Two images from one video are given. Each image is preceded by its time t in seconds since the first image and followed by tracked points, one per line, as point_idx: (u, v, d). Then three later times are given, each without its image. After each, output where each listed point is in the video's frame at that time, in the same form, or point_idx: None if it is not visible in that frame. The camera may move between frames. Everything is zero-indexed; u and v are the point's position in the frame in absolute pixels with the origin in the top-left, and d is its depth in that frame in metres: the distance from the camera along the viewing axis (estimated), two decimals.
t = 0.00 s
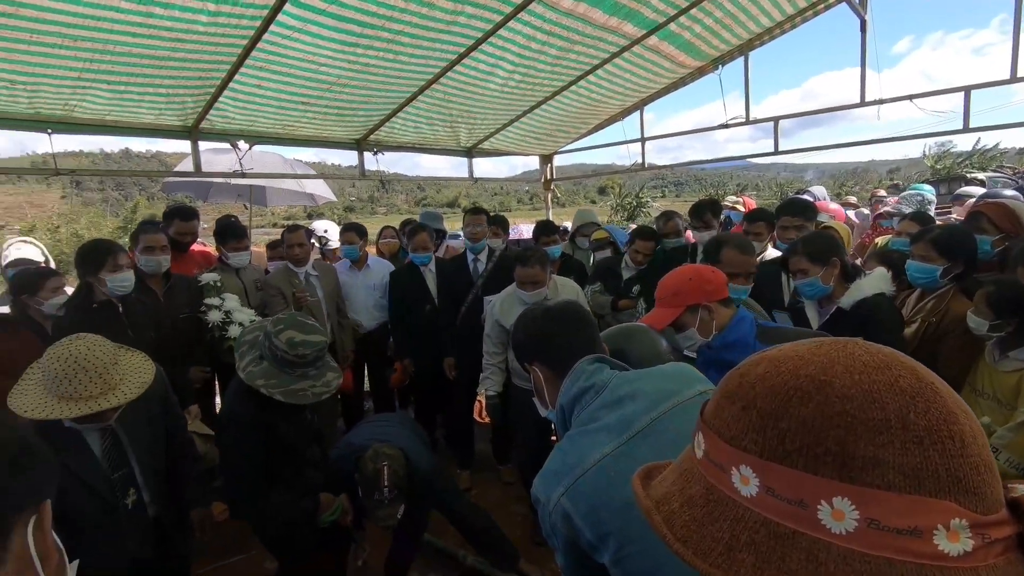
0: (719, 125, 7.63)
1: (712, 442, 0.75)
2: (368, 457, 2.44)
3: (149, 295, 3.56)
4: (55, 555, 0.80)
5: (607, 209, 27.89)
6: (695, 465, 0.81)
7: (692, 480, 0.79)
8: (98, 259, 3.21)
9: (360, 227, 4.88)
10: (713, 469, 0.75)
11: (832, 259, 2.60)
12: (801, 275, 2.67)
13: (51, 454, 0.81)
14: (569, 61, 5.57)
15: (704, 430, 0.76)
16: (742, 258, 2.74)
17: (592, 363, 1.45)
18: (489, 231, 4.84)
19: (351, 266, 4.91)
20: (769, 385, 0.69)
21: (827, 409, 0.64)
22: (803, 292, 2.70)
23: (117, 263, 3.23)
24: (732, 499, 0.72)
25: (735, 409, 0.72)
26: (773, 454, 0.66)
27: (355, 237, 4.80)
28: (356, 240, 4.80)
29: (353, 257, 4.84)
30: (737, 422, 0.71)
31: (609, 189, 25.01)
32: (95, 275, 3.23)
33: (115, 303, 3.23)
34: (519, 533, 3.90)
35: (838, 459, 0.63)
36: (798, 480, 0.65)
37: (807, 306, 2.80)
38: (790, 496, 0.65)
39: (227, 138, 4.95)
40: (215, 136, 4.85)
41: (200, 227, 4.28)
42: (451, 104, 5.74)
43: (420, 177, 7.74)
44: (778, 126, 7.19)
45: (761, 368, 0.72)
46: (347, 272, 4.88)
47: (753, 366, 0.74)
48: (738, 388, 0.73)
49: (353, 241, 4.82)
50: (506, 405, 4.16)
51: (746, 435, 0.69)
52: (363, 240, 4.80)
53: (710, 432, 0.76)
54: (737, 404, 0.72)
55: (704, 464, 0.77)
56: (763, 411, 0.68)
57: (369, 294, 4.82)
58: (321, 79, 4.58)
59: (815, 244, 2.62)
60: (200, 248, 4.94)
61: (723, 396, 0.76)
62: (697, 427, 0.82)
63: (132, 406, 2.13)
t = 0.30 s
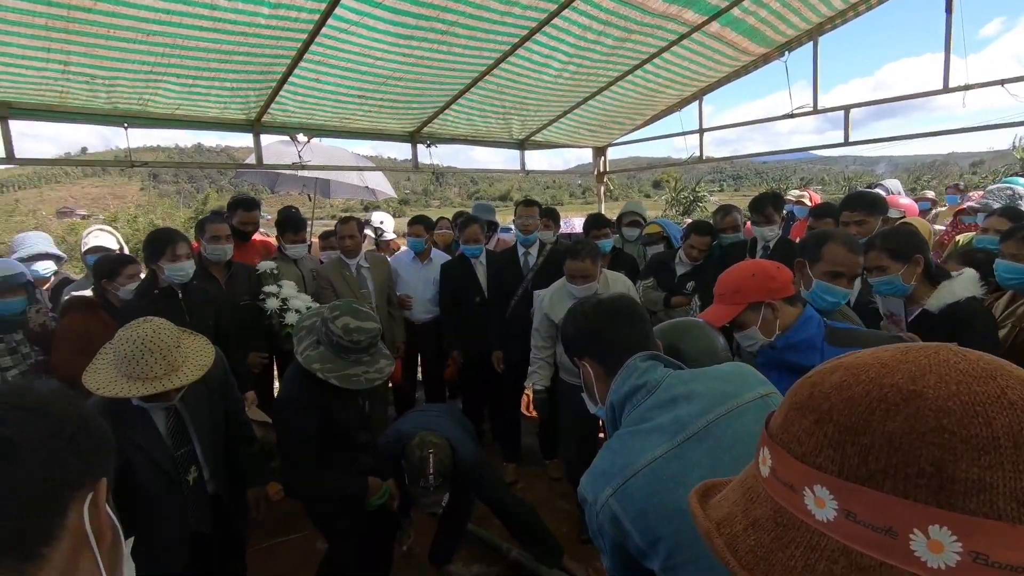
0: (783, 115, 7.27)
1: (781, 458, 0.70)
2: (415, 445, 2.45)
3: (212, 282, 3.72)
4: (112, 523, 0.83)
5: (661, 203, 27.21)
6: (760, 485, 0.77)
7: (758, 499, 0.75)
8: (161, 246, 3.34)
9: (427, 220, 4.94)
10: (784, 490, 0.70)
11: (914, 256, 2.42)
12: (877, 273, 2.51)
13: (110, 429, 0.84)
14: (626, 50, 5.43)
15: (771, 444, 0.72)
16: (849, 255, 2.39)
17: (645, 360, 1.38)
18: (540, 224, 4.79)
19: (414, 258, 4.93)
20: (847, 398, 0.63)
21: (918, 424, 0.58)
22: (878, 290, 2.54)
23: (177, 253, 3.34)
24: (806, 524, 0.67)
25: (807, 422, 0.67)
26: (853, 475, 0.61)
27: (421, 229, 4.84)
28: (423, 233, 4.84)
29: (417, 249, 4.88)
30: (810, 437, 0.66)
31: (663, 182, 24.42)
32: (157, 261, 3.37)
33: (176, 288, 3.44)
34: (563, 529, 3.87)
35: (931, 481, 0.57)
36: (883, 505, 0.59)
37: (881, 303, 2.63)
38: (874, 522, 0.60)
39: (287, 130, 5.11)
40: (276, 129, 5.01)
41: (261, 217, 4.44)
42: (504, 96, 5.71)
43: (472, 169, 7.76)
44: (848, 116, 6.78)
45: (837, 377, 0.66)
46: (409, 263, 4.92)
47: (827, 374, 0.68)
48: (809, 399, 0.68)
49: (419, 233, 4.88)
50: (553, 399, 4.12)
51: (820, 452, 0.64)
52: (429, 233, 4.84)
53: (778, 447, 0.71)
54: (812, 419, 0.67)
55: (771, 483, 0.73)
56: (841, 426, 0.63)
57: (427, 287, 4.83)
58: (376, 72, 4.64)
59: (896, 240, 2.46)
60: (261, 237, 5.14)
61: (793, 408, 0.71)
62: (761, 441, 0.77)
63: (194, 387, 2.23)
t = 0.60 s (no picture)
0: (851, 97, 6.86)
1: (840, 494, 0.64)
2: (462, 427, 2.49)
3: (269, 265, 3.85)
4: (172, 499, 0.86)
5: (715, 191, 26.37)
6: (817, 526, 0.69)
7: (818, 544, 0.68)
8: (204, 234, 3.32)
9: (479, 207, 4.96)
10: (848, 527, 0.63)
11: (1003, 248, 2.27)
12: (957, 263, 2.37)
13: (171, 407, 0.87)
14: (683, 30, 5.22)
15: (826, 476, 0.66)
16: (928, 244, 2.23)
17: (700, 353, 1.33)
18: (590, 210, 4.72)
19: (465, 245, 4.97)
20: (904, 418, 0.59)
21: (991, 438, 0.52)
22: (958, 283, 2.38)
23: (217, 243, 3.32)
24: (881, 567, 0.60)
25: (863, 450, 0.62)
26: (929, 502, 0.55)
27: (473, 217, 4.87)
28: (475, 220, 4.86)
29: (470, 235, 4.91)
30: (870, 466, 0.61)
31: (718, 169, 23.63)
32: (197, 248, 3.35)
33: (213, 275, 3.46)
34: (606, 519, 3.85)
35: (1023, 501, 0.51)
36: (970, 533, 0.53)
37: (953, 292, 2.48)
38: (963, 554, 0.53)
39: (341, 116, 5.20)
40: (330, 115, 5.10)
41: (315, 201, 4.55)
42: (556, 80, 5.62)
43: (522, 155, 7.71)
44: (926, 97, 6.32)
45: (886, 399, 0.62)
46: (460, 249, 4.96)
47: (875, 397, 0.64)
48: (861, 425, 0.63)
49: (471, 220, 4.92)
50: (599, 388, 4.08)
51: (884, 481, 0.59)
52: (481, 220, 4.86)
53: (834, 482, 0.65)
54: (869, 447, 0.61)
55: (833, 525, 0.65)
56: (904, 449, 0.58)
57: (477, 273, 4.85)
58: (428, 56, 4.64)
59: (984, 229, 2.30)
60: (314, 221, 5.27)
61: (843, 437, 0.65)
62: (812, 478, 0.70)
63: (249, 367, 2.31)
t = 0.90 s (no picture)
0: (936, 61, 6.30)
1: (926, 508, 0.57)
2: (513, 401, 2.49)
3: (324, 239, 3.93)
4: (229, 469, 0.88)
5: (777, 165, 25.11)
6: (896, 540, 0.63)
7: (898, 561, 0.61)
8: (230, 213, 3.24)
9: (530, 181, 4.88)
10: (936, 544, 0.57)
11: None
12: None
13: (227, 378, 0.88)
14: None
15: (909, 487, 0.60)
16: None
17: (761, 337, 1.25)
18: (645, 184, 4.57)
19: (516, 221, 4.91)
20: (1005, 425, 0.52)
21: None
22: None
23: (242, 222, 3.24)
24: None
25: (955, 461, 0.55)
26: None
27: (524, 192, 4.82)
28: (527, 196, 4.80)
29: (521, 211, 4.84)
30: (963, 478, 0.54)
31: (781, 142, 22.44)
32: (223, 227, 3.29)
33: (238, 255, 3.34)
34: (655, 500, 3.81)
35: None
36: None
37: None
38: None
39: (393, 90, 5.20)
40: (383, 89, 5.11)
41: (368, 175, 4.60)
42: (611, 48, 5.41)
43: (574, 128, 7.53)
44: None
45: (981, 403, 0.55)
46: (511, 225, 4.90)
47: (966, 400, 0.57)
48: (948, 431, 0.57)
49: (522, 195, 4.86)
50: (650, 368, 4.00)
51: (981, 496, 0.53)
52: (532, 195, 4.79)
53: (919, 494, 0.58)
54: (963, 456, 0.55)
55: (916, 541, 0.59)
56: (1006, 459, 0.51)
57: (528, 249, 4.80)
58: (480, 27, 4.55)
59: None
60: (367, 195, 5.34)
61: (929, 445, 0.59)
62: (890, 488, 0.64)
63: (305, 339, 2.37)
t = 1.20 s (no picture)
0: None
1: None
2: (564, 374, 2.47)
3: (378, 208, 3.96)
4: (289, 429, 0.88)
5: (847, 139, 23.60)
6: (1006, 558, 0.56)
7: None
8: (269, 183, 3.45)
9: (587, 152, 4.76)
10: None
11: None
12: None
13: (286, 338, 0.87)
14: None
15: (1020, 497, 0.52)
16: None
17: (840, 318, 1.15)
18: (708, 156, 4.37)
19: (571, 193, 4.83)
20: None
21: None
22: None
23: (284, 190, 3.46)
24: None
25: None
26: None
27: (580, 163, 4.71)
28: (583, 167, 4.69)
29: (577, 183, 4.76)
30: None
31: (853, 114, 21.01)
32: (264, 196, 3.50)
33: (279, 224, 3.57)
34: (704, 480, 3.73)
35: None
36: None
37: None
38: None
39: (449, 58, 5.14)
40: (438, 57, 5.04)
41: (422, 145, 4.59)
42: (676, 12, 5.12)
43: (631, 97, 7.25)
44: None
45: None
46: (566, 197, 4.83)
47: None
48: None
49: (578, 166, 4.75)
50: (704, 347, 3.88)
51: None
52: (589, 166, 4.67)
53: None
54: None
55: None
56: None
57: (582, 222, 4.71)
58: None
59: None
60: (422, 163, 5.33)
61: None
62: (999, 498, 0.57)
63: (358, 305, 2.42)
